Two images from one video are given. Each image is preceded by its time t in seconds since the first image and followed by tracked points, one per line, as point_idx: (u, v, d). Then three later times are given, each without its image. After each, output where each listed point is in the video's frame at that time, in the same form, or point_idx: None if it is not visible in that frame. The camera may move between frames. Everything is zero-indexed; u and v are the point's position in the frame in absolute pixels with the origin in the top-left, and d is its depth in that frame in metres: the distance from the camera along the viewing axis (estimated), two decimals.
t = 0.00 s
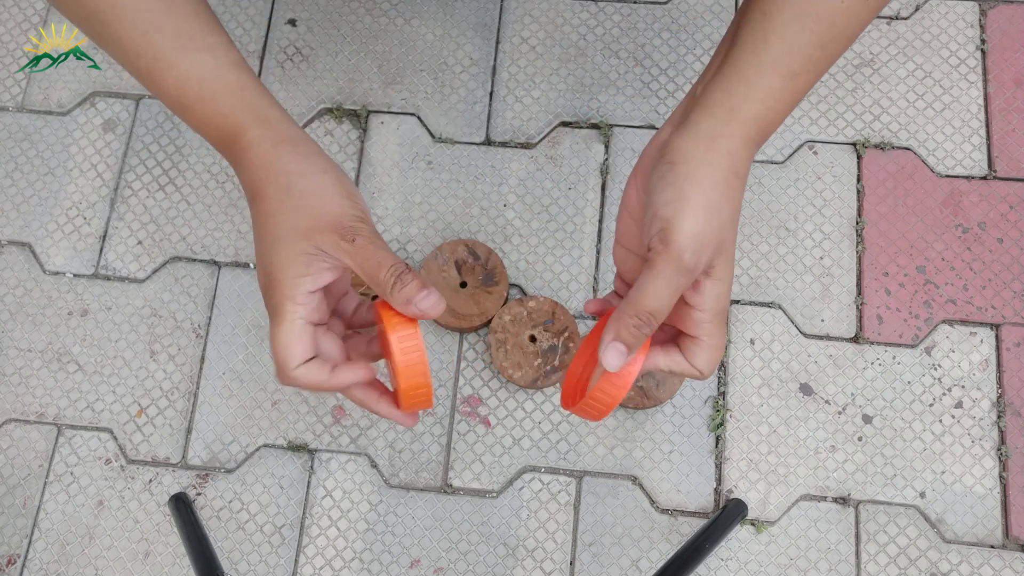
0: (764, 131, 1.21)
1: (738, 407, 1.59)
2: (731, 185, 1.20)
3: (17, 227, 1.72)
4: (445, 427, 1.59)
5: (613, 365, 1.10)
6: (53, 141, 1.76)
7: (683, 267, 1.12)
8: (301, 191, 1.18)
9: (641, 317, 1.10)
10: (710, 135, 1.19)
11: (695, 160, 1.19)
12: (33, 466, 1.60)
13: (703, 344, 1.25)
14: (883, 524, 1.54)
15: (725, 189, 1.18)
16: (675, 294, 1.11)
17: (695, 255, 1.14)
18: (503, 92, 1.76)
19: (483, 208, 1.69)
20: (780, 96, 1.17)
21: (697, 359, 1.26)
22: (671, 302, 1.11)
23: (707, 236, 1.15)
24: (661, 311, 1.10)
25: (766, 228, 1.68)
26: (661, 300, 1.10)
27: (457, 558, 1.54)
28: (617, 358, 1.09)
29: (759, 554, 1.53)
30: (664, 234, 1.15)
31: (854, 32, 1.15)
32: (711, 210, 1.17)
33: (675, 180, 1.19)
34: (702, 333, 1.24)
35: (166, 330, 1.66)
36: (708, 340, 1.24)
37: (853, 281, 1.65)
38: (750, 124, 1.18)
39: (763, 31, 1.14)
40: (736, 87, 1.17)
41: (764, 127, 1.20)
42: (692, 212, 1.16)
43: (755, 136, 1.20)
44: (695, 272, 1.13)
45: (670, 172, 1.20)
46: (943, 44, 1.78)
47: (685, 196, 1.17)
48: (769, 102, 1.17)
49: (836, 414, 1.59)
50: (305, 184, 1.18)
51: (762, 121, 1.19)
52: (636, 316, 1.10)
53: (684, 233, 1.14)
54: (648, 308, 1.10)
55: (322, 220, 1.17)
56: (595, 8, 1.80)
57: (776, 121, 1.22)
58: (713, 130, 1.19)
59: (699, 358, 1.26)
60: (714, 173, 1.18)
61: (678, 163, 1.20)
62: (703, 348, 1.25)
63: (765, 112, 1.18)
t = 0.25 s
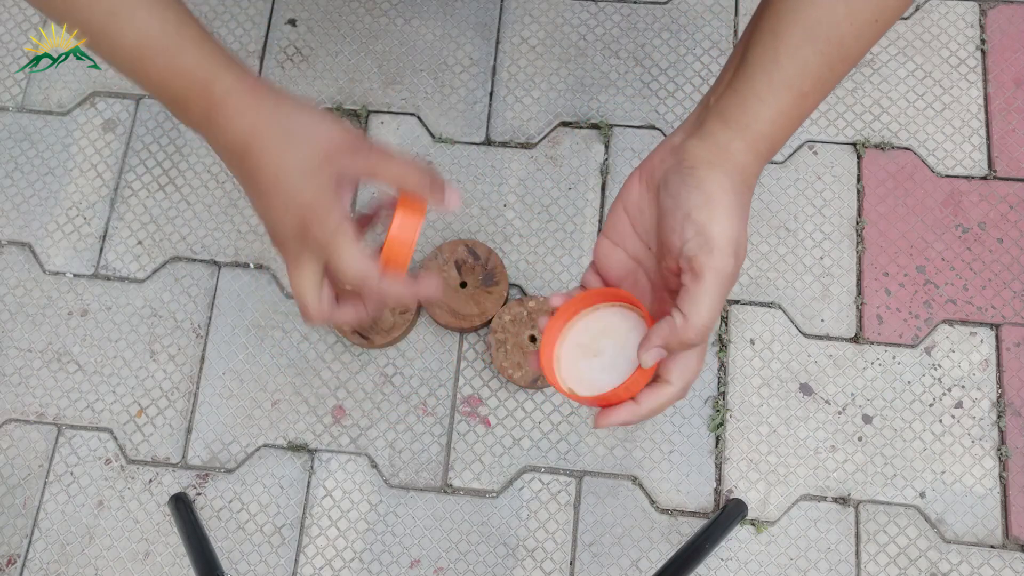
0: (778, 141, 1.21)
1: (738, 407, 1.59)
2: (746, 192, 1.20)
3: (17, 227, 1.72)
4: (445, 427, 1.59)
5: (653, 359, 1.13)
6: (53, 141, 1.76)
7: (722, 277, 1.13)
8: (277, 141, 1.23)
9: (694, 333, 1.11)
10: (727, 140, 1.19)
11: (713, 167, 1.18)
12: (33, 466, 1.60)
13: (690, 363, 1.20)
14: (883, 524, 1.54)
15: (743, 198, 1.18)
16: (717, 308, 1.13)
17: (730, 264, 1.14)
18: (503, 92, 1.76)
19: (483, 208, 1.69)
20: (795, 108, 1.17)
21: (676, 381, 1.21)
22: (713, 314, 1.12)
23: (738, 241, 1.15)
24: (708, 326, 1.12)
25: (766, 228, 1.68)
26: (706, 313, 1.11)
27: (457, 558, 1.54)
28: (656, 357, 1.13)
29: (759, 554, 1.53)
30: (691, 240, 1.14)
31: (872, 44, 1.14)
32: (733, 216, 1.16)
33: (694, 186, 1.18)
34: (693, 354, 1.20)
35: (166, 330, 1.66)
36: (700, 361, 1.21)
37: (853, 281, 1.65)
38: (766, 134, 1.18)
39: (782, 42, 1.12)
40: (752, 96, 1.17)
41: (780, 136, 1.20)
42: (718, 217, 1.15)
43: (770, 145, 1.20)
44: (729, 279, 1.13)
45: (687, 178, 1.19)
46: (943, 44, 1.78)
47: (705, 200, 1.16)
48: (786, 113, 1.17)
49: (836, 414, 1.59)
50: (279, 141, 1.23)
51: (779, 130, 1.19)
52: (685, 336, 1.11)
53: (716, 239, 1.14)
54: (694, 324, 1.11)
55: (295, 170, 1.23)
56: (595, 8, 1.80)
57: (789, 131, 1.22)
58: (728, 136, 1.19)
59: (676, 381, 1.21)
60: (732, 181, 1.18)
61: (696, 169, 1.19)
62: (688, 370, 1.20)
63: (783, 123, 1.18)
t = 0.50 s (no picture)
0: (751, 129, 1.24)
1: (737, 407, 1.59)
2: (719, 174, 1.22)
3: (17, 227, 1.72)
4: (445, 427, 1.59)
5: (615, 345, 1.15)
6: (53, 141, 1.76)
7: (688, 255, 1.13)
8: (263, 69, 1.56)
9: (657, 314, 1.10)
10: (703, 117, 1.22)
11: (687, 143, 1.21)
12: (32, 466, 1.60)
13: (652, 347, 1.19)
14: (883, 524, 1.54)
15: (714, 178, 1.21)
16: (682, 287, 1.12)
17: (693, 239, 1.15)
18: (503, 92, 1.76)
19: (483, 208, 1.69)
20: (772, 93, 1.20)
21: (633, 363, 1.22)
22: (678, 289, 1.11)
23: (703, 217, 1.17)
24: (671, 306, 1.10)
25: (766, 228, 1.68)
26: (672, 291, 1.11)
27: (457, 558, 1.54)
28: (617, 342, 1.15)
29: (759, 554, 1.53)
30: (658, 214, 1.17)
31: (865, 30, 1.19)
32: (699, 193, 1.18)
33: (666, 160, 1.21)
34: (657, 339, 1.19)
35: (166, 330, 1.66)
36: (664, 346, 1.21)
37: (853, 281, 1.65)
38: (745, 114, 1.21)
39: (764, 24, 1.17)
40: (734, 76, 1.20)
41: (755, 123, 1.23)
42: (686, 192, 1.17)
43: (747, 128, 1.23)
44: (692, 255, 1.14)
45: (661, 152, 1.22)
46: (943, 44, 1.78)
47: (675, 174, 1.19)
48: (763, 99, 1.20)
49: (836, 414, 1.59)
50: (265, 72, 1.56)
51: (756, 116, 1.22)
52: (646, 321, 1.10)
53: (681, 214, 1.16)
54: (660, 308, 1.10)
55: (274, 95, 1.56)
56: (595, 8, 1.80)
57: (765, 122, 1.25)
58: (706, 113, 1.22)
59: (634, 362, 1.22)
60: (704, 157, 1.20)
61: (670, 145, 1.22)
62: (649, 354, 1.20)
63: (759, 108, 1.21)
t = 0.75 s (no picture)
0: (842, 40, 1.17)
1: (737, 407, 1.59)
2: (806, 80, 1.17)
3: (17, 227, 1.72)
4: (445, 427, 1.59)
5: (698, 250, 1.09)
6: (53, 141, 1.76)
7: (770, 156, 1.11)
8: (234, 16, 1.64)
9: (735, 217, 1.07)
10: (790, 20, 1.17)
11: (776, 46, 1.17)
12: (33, 466, 1.60)
13: (735, 254, 1.19)
14: (883, 524, 1.54)
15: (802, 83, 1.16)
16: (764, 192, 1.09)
17: (777, 139, 1.11)
18: (503, 92, 1.76)
19: (483, 208, 1.69)
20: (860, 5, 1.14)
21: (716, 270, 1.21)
22: (761, 190, 1.08)
23: (788, 117, 1.13)
24: (752, 208, 1.07)
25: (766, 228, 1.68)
26: (751, 194, 1.08)
27: (457, 558, 1.54)
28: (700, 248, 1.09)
29: (759, 554, 1.53)
30: (737, 116, 1.15)
31: None
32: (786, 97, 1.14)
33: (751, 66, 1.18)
34: (739, 244, 1.18)
35: (166, 330, 1.66)
36: (743, 256, 1.20)
37: (853, 281, 1.65)
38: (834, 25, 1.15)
39: None
40: None
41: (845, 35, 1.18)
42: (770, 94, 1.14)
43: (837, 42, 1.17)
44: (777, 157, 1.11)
45: (747, 55, 1.19)
46: (943, 44, 1.78)
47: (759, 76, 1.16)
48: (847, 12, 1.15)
49: (836, 414, 1.59)
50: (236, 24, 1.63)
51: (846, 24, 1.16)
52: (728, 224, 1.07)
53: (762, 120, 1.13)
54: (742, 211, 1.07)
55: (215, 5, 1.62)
56: (595, 8, 1.80)
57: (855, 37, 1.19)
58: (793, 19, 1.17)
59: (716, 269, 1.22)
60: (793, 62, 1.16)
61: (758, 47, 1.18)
62: (732, 261, 1.20)
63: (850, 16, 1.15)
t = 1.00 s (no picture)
0: None
1: (738, 407, 1.59)
2: None
3: (17, 227, 1.72)
4: (445, 427, 1.59)
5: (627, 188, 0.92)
6: (53, 141, 1.76)
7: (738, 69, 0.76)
8: None
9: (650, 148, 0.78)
10: None
11: None
12: (32, 466, 1.60)
13: (669, 197, 0.96)
14: (883, 524, 1.54)
15: None
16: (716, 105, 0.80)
17: (698, 65, 0.72)
18: (503, 92, 1.76)
19: (483, 208, 1.69)
20: None
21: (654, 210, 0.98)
22: (686, 117, 0.75)
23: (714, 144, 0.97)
24: (679, 210, 0.98)
25: (766, 228, 1.68)
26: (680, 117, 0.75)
27: (457, 558, 1.54)
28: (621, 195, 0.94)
29: (759, 554, 1.53)
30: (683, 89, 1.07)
31: None
32: None
33: None
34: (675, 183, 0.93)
35: (166, 330, 1.66)
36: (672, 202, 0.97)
37: (853, 281, 1.65)
38: None
39: None
40: None
41: None
42: None
43: None
44: (700, 46, 0.71)
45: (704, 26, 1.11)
46: (943, 43, 1.78)
47: None
48: None
49: (836, 414, 1.59)
50: None
51: None
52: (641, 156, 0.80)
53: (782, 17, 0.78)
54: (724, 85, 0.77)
55: None
56: (595, 8, 1.80)
57: None
58: None
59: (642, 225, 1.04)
60: None
61: None
62: (663, 205, 0.97)
63: None
